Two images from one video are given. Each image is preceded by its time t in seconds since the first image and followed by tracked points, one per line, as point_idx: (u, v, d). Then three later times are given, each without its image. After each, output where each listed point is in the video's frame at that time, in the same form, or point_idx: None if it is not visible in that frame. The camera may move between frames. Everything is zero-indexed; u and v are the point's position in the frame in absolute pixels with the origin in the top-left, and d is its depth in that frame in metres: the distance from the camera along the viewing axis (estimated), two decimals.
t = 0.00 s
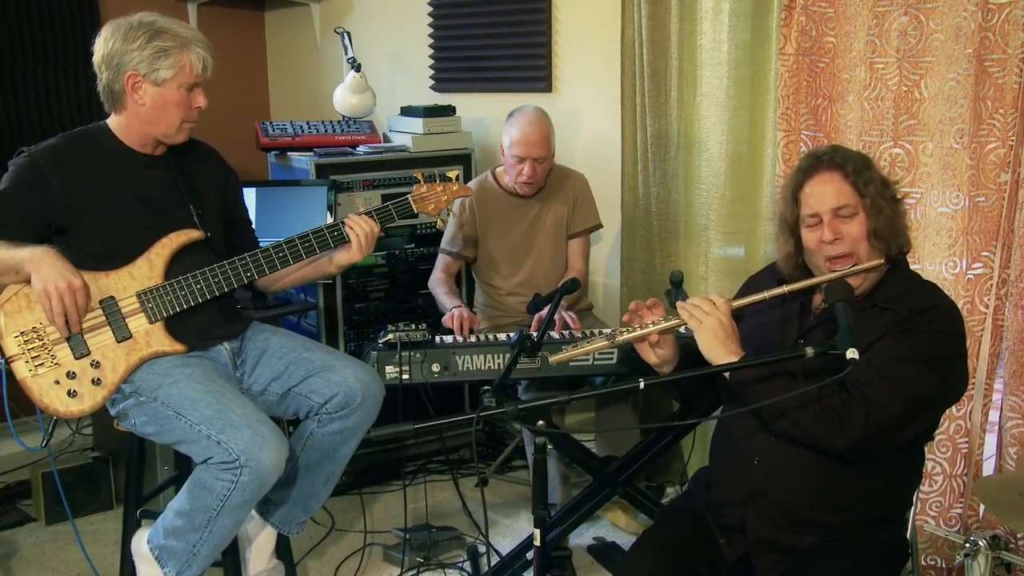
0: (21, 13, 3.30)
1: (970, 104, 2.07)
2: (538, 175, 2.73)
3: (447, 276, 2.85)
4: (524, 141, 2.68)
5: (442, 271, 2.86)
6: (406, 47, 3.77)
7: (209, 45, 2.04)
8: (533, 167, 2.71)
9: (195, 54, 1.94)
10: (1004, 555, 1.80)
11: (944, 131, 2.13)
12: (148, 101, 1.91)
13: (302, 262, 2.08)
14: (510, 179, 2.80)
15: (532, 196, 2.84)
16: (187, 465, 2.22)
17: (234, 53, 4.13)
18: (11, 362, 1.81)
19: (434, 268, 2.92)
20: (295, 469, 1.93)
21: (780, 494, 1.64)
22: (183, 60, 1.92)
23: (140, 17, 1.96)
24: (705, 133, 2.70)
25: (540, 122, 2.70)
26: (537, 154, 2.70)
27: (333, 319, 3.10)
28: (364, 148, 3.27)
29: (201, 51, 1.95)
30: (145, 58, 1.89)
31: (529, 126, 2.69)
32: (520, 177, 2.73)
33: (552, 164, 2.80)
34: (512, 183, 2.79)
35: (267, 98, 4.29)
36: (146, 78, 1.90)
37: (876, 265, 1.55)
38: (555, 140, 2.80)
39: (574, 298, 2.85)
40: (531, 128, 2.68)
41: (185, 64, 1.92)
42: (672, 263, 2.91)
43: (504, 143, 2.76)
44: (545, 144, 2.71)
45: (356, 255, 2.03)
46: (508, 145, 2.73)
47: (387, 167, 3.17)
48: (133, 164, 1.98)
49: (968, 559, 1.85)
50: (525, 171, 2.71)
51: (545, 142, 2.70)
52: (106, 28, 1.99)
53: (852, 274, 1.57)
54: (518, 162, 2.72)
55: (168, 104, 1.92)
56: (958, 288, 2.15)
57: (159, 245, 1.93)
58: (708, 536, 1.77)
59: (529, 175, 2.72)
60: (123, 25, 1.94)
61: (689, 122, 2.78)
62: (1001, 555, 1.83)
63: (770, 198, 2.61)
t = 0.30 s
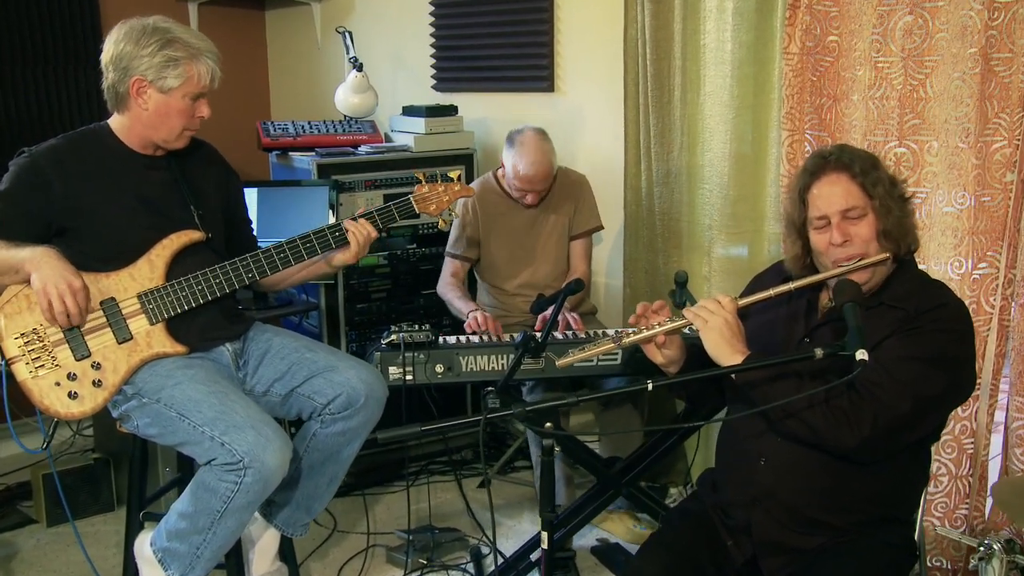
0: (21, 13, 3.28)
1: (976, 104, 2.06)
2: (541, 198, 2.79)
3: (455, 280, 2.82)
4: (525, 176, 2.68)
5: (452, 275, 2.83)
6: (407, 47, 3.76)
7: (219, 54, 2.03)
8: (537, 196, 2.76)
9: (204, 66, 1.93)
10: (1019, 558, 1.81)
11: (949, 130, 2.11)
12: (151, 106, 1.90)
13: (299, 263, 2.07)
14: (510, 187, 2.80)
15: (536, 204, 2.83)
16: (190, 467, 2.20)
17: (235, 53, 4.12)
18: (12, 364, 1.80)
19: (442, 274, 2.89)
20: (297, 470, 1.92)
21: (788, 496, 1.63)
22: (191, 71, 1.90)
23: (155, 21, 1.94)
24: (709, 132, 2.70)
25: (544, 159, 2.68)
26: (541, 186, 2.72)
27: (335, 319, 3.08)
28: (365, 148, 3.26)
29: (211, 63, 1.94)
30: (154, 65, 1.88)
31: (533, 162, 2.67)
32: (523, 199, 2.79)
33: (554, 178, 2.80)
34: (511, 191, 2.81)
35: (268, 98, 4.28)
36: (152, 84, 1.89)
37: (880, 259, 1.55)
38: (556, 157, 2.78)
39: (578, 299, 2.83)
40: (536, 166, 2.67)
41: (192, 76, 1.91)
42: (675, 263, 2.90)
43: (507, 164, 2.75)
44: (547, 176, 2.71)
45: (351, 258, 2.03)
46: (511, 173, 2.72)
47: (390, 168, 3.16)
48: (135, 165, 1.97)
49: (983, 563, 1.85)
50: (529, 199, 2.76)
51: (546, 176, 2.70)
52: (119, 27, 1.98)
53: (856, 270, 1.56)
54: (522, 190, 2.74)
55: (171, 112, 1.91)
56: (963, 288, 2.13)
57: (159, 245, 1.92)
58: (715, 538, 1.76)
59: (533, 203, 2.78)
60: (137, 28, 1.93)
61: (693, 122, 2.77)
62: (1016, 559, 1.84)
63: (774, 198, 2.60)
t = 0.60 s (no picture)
0: (20, 12, 3.27)
1: (980, 103, 2.05)
2: (548, 185, 2.73)
3: (453, 278, 2.83)
4: (533, 154, 2.66)
5: (448, 273, 2.84)
6: (407, 47, 3.74)
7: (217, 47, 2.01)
8: (545, 180, 2.70)
9: (204, 59, 1.91)
10: None
11: (953, 130, 2.10)
12: (152, 104, 1.89)
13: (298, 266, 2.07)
14: (515, 185, 2.77)
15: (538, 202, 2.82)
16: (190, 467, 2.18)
17: (233, 53, 4.10)
18: (11, 365, 1.77)
19: (439, 270, 2.90)
20: (299, 472, 1.91)
21: (794, 499, 1.63)
22: (190, 65, 1.89)
23: (151, 17, 1.93)
24: (711, 132, 2.69)
25: (549, 136, 2.68)
26: (547, 167, 2.69)
27: (335, 319, 3.07)
28: (365, 148, 3.24)
29: (210, 56, 1.93)
30: (152, 61, 1.87)
31: (539, 139, 2.67)
32: (529, 190, 2.73)
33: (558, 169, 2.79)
34: (517, 190, 2.77)
35: (266, 98, 4.27)
36: (151, 80, 1.87)
37: (888, 260, 1.56)
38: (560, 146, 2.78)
39: (580, 299, 2.83)
40: (543, 143, 2.66)
41: (192, 69, 1.89)
42: (677, 263, 2.89)
43: (511, 153, 2.73)
44: (554, 156, 2.70)
45: (348, 258, 2.01)
46: (516, 157, 2.70)
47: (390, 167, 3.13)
48: (136, 165, 1.96)
49: (995, 567, 1.83)
50: (536, 184, 2.70)
51: (554, 155, 2.69)
52: (114, 26, 1.96)
53: (863, 270, 1.56)
54: (528, 175, 2.70)
55: (172, 108, 1.90)
56: (966, 288, 2.12)
57: (160, 246, 1.90)
58: (720, 540, 1.76)
59: (540, 188, 2.71)
60: (133, 26, 1.92)
61: (694, 122, 2.76)
62: None
63: (776, 198, 2.60)
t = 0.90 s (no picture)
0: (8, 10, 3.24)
1: (974, 102, 2.04)
2: (533, 188, 2.71)
3: (459, 285, 2.79)
4: (514, 159, 2.65)
5: (454, 280, 2.80)
6: (398, 46, 3.73)
7: (213, 46, 2.00)
8: (528, 183, 2.69)
9: (199, 58, 1.89)
10: None
11: (947, 128, 2.09)
12: (147, 102, 1.87)
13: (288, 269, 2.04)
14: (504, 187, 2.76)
15: (528, 205, 2.81)
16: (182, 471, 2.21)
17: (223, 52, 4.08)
18: (3, 368, 1.76)
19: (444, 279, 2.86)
20: (293, 475, 1.90)
21: (793, 499, 1.63)
22: (185, 64, 1.87)
23: (146, 16, 1.91)
24: (704, 133, 2.67)
25: (530, 139, 2.66)
26: (530, 171, 2.67)
27: (327, 319, 3.05)
28: (357, 148, 3.22)
29: (206, 56, 1.91)
30: (147, 60, 1.85)
31: (520, 143, 2.65)
32: (515, 193, 2.72)
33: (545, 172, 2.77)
34: (506, 193, 2.77)
35: (257, 98, 4.25)
36: (146, 79, 1.86)
37: (886, 259, 1.55)
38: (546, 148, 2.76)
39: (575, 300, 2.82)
40: (523, 147, 2.64)
41: (187, 68, 1.88)
42: (670, 263, 2.89)
43: (496, 156, 2.73)
44: (538, 160, 2.67)
45: (347, 259, 1.98)
46: (500, 161, 2.70)
47: (382, 167, 3.12)
48: (128, 165, 1.94)
49: (997, 568, 1.83)
50: (519, 188, 2.69)
51: (537, 159, 2.67)
52: (107, 26, 1.94)
53: (862, 270, 1.56)
54: (512, 180, 2.69)
55: (167, 107, 1.88)
56: (960, 286, 2.11)
57: (153, 247, 1.88)
58: (718, 541, 1.75)
59: (525, 191, 2.70)
60: (127, 24, 1.90)
61: (687, 121, 2.75)
62: None
63: (770, 198, 2.61)
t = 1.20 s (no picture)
0: None
1: (965, 102, 2.04)
2: (530, 180, 2.70)
3: (448, 283, 2.80)
4: (513, 147, 2.63)
5: (443, 279, 2.81)
6: (389, 45, 3.71)
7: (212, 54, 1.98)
8: (526, 174, 2.67)
9: (197, 68, 1.88)
10: None
11: (939, 128, 2.09)
12: (139, 107, 1.86)
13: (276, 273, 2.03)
14: (498, 182, 2.75)
15: (520, 200, 2.80)
16: (173, 473, 2.19)
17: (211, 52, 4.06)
18: None
19: (433, 279, 2.88)
20: (286, 477, 1.88)
21: (790, 499, 1.63)
22: (182, 72, 1.85)
23: (146, 19, 1.89)
24: (696, 132, 2.68)
25: (528, 129, 2.66)
26: (529, 161, 2.66)
27: (318, 320, 3.03)
28: (347, 148, 3.21)
29: (203, 65, 1.89)
30: (144, 65, 1.83)
31: (518, 133, 2.64)
32: (511, 185, 2.70)
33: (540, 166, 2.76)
34: (501, 187, 2.75)
35: (245, 97, 4.23)
36: (141, 84, 1.84)
37: (882, 259, 1.55)
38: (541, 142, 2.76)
39: (569, 300, 2.81)
40: (521, 136, 2.63)
41: (184, 76, 1.86)
42: (662, 262, 2.89)
43: (492, 149, 2.72)
44: (535, 149, 2.66)
45: (315, 275, 1.96)
46: (497, 153, 2.68)
47: (373, 167, 3.11)
48: (119, 165, 1.92)
49: (996, 569, 1.83)
50: (517, 179, 2.67)
51: (535, 149, 2.66)
52: (108, 23, 1.92)
53: (859, 269, 1.56)
54: (509, 170, 2.67)
55: (160, 113, 1.86)
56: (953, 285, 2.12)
57: (145, 248, 1.87)
58: (714, 541, 1.75)
59: (522, 183, 2.68)
60: (128, 27, 1.88)
61: (679, 120, 2.76)
62: None
63: (762, 197, 2.59)
